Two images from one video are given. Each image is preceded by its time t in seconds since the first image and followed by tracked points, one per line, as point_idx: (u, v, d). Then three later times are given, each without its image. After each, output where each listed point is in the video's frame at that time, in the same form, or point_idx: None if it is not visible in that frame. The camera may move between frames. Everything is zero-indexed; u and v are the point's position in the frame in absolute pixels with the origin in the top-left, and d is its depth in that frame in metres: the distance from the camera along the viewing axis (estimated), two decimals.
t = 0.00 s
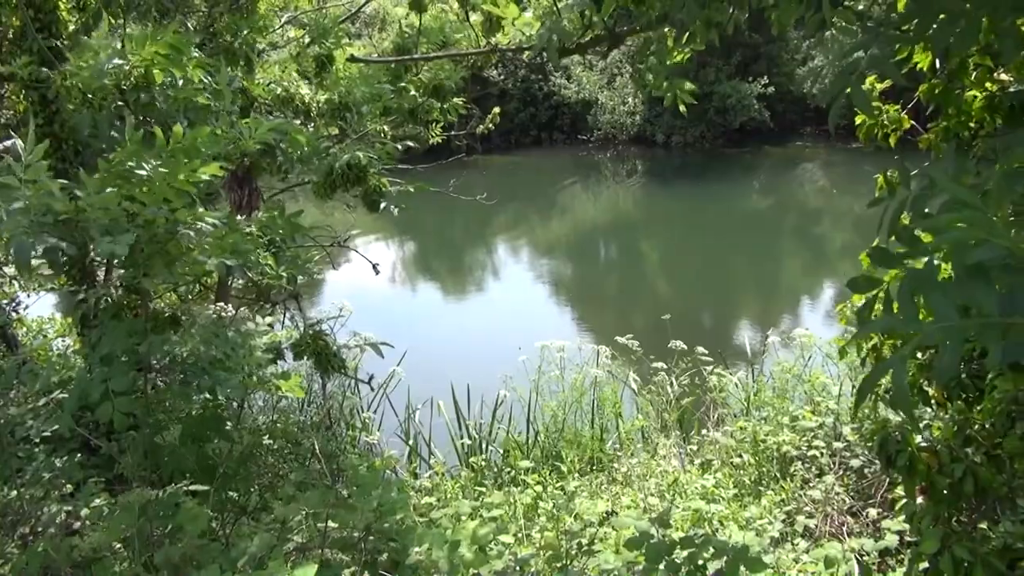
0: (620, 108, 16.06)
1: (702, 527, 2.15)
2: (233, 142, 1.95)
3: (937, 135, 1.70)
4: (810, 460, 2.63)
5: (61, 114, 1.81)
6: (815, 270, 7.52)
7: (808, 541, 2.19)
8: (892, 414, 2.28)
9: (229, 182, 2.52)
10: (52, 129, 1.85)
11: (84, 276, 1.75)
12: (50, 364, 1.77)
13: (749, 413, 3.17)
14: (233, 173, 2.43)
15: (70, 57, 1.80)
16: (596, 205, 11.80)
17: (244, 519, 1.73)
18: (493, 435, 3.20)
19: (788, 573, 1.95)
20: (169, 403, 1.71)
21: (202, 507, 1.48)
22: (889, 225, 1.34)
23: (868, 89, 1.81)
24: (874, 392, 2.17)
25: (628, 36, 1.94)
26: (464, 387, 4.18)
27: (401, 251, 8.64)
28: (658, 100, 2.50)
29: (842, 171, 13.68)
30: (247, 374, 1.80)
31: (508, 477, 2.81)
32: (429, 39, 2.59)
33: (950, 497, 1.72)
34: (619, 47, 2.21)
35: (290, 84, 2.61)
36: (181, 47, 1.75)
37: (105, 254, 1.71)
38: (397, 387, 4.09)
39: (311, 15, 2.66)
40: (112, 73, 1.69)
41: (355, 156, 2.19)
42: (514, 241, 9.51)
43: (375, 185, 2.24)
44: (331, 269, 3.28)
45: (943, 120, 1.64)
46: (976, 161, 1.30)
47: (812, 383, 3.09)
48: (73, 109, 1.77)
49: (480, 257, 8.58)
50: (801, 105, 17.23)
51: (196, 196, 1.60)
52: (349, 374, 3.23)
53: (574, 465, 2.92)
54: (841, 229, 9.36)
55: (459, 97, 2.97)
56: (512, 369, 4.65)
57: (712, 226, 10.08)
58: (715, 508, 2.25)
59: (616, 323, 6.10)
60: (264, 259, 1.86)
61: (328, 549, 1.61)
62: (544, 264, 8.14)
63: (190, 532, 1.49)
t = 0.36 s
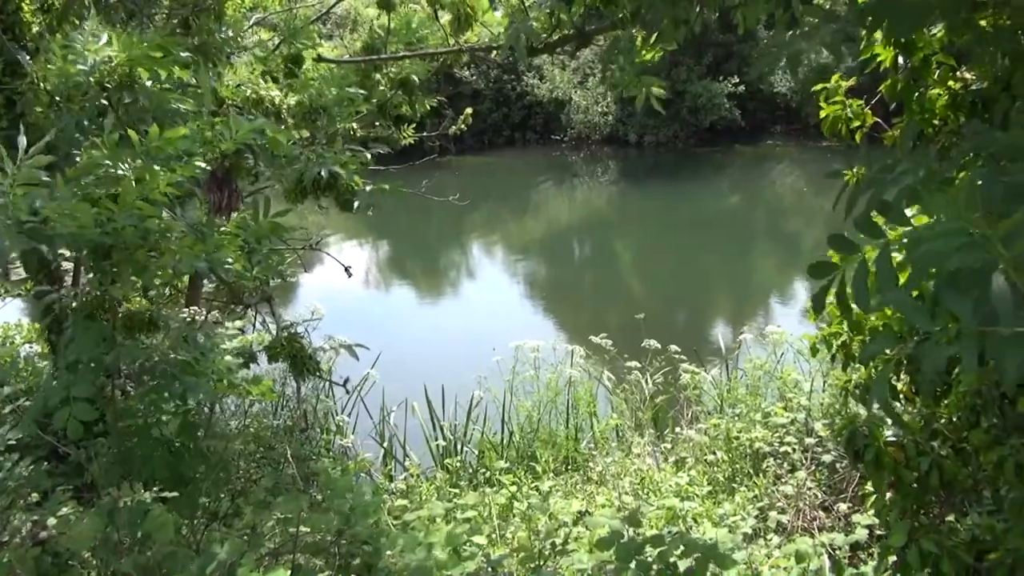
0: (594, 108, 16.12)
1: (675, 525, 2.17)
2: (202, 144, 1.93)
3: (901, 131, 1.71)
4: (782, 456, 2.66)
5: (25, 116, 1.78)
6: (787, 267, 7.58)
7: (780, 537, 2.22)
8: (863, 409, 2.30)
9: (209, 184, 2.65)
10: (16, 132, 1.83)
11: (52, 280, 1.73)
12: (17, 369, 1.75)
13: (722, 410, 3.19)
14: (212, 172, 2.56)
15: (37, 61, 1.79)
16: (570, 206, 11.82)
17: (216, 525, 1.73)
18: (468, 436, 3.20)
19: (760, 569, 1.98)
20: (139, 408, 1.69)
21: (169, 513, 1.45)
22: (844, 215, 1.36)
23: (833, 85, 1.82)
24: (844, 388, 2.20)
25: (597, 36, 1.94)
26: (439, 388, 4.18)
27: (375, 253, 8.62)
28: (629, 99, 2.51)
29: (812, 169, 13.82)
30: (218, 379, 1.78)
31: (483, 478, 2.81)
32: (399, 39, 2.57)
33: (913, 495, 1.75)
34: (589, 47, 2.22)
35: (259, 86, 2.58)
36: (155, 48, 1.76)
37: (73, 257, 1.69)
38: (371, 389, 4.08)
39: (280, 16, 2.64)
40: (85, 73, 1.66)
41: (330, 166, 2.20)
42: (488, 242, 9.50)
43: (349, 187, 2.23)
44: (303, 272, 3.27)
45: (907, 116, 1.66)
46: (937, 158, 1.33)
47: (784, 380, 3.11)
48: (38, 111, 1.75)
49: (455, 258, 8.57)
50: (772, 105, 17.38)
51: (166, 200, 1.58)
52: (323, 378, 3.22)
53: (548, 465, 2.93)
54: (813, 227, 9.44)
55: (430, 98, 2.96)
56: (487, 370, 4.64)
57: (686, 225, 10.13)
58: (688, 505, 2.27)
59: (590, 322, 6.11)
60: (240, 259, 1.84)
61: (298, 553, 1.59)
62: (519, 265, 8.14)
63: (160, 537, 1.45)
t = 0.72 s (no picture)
0: (561, 107, 16.17)
1: (646, 520, 2.20)
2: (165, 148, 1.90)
3: (862, 127, 1.72)
4: (750, 450, 2.68)
5: None
6: (755, 263, 7.65)
7: (748, 530, 2.25)
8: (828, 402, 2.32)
9: (177, 196, 2.41)
10: None
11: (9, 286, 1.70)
12: None
13: (691, 406, 3.22)
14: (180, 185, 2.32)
15: None
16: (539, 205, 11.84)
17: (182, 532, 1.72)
18: (438, 437, 3.19)
19: (728, 563, 2.00)
20: (99, 416, 1.64)
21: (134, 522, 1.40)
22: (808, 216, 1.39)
23: (795, 82, 1.82)
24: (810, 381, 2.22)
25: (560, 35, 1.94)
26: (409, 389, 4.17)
27: (344, 254, 8.57)
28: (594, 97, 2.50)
29: (778, 165, 13.98)
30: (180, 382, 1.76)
31: (454, 478, 2.80)
32: (364, 38, 2.55)
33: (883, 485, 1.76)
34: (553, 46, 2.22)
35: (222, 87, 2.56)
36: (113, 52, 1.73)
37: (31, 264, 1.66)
38: (341, 392, 4.07)
39: (242, 15, 2.61)
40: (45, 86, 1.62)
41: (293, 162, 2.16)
42: (458, 241, 9.49)
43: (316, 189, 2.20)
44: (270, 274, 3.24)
45: (868, 113, 1.66)
46: (897, 155, 1.36)
47: (751, 375, 3.14)
48: None
49: (424, 258, 8.55)
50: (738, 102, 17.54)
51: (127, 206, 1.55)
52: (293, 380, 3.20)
53: (520, 464, 2.94)
54: (779, 223, 9.54)
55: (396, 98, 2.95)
56: (457, 369, 4.64)
57: (655, 222, 10.19)
58: (658, 501, 2.29)
59: (560, 321, 6.13)
60: (209, 268, 1.82)
61: (266, 558, 1.56)
62: (489, 264, 8.14)
63: (121, 549, 1.39)
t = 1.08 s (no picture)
0: (529, 106, 16.18)
1: (618, 518, 2.21)
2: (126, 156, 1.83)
3: (823, 123, 1.74)
4: (719, 445, 2.71)
5: None
6: (722, 259, 7.72)
7: (718, 524, 2.27)
8: (795, 395, 2.34)
9: (134, 215, 2.35)
10: None
11: None
12: None
13: (661, 402, 3.23)
14: (137, 207, 2.25)
15: None
16: (508, 204, 11.84)
17: (149, 541, 1.70)
18: (409, 439, 3.19)
19: (698, 557, 2.03)
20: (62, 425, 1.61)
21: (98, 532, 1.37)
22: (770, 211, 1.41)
23: (757, 78, 1.83)
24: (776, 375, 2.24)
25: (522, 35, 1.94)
26: (379, 391, 4.15)
27: (312, 256, 8.51)
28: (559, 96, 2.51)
29: (744, 161, 14.11)
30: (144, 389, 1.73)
31: (426, 480, 2.80)
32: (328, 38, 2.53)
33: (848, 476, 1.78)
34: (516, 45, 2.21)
35: (183, 89, 2.52)
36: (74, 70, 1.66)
37: None
38: (311, 395, 4.04)
39: (202, 15, 2.57)
40: None
41: (264, 184, 2.07)
42: (427, 241, 9.47)
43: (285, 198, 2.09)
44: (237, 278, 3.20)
45: (828, 109, 1.67)
46: (857, 150, 1.37)
47: (720, 370, 3.16)
48: None
49: (393, 259, 8.51)
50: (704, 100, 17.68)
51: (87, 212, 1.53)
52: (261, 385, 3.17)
53: (491, 463, 2.94)
54: (746, 219, 9.63)
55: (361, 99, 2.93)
56: (427, 371, 4.63)
57: (623, 220, 10.24)
58: (628, 497, 2.31)
59: (530, 319, 6.14)
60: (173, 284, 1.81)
61: (235, 565, 1.54)
62: (459, 264, 8.13)
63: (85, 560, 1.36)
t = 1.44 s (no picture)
0: (499, 106, 16.19)
1: (592, 515, 2.22)
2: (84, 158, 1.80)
3: (785, 120, 1.76)
4: (691, 441, 2.73)
5: None
6: (693, 256, 7.78)
7: (691, 520, 2.29)
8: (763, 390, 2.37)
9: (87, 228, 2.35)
10: None
11: None
12: None
13: (633, 400, 3.25)
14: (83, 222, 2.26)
15: None
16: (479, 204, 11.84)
17: (118, 549, 1.68)
18: (382, 441, 3.18)
19: (671, 553, 2.04)
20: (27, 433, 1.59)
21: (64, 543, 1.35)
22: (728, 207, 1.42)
23: (720, 76, 1.85)
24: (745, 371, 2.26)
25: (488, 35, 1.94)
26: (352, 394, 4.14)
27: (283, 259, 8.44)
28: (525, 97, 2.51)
29: (714, 159, 14.22)
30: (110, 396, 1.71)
31: (400, 482, 2.79)
32: (295, 41, 2.51)
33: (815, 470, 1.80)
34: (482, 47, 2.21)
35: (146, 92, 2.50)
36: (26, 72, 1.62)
37: None
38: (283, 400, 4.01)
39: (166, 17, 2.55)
40: None
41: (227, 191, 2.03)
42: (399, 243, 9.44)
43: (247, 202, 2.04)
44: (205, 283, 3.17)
45: (790, 106, 1.70)
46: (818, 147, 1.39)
47: (691, 367, 3.19)
48: None
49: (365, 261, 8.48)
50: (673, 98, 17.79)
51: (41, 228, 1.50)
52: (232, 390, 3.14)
53: (465, 464, 2.95)
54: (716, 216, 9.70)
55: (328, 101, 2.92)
56: (400, 372, 4.61)
57: (594, 219, 10.28)
58: (601, 495, 2.32)
59: (503, 319, 6.14)
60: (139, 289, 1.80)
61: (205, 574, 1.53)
62: (431, 265, 8.11)
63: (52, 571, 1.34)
